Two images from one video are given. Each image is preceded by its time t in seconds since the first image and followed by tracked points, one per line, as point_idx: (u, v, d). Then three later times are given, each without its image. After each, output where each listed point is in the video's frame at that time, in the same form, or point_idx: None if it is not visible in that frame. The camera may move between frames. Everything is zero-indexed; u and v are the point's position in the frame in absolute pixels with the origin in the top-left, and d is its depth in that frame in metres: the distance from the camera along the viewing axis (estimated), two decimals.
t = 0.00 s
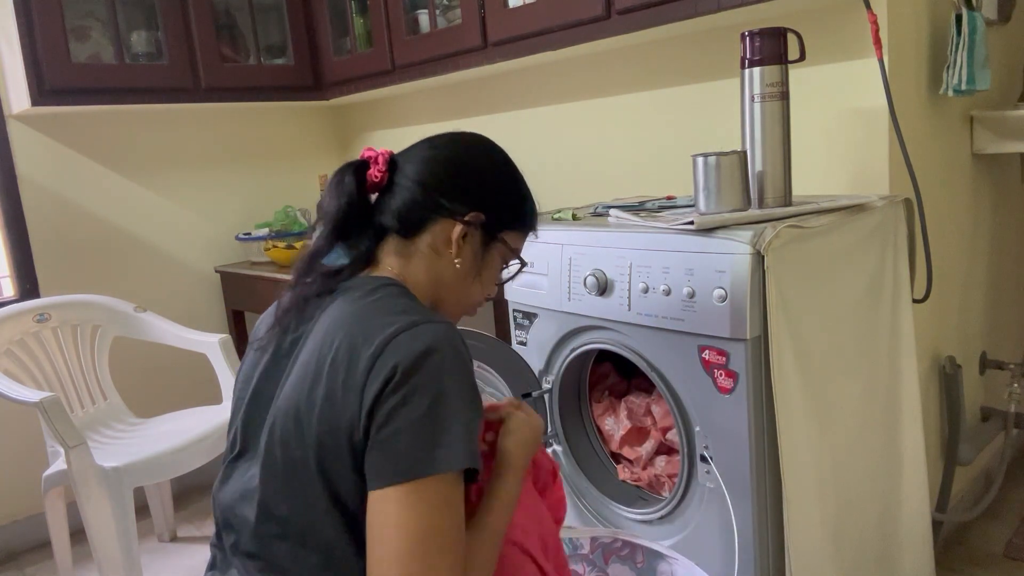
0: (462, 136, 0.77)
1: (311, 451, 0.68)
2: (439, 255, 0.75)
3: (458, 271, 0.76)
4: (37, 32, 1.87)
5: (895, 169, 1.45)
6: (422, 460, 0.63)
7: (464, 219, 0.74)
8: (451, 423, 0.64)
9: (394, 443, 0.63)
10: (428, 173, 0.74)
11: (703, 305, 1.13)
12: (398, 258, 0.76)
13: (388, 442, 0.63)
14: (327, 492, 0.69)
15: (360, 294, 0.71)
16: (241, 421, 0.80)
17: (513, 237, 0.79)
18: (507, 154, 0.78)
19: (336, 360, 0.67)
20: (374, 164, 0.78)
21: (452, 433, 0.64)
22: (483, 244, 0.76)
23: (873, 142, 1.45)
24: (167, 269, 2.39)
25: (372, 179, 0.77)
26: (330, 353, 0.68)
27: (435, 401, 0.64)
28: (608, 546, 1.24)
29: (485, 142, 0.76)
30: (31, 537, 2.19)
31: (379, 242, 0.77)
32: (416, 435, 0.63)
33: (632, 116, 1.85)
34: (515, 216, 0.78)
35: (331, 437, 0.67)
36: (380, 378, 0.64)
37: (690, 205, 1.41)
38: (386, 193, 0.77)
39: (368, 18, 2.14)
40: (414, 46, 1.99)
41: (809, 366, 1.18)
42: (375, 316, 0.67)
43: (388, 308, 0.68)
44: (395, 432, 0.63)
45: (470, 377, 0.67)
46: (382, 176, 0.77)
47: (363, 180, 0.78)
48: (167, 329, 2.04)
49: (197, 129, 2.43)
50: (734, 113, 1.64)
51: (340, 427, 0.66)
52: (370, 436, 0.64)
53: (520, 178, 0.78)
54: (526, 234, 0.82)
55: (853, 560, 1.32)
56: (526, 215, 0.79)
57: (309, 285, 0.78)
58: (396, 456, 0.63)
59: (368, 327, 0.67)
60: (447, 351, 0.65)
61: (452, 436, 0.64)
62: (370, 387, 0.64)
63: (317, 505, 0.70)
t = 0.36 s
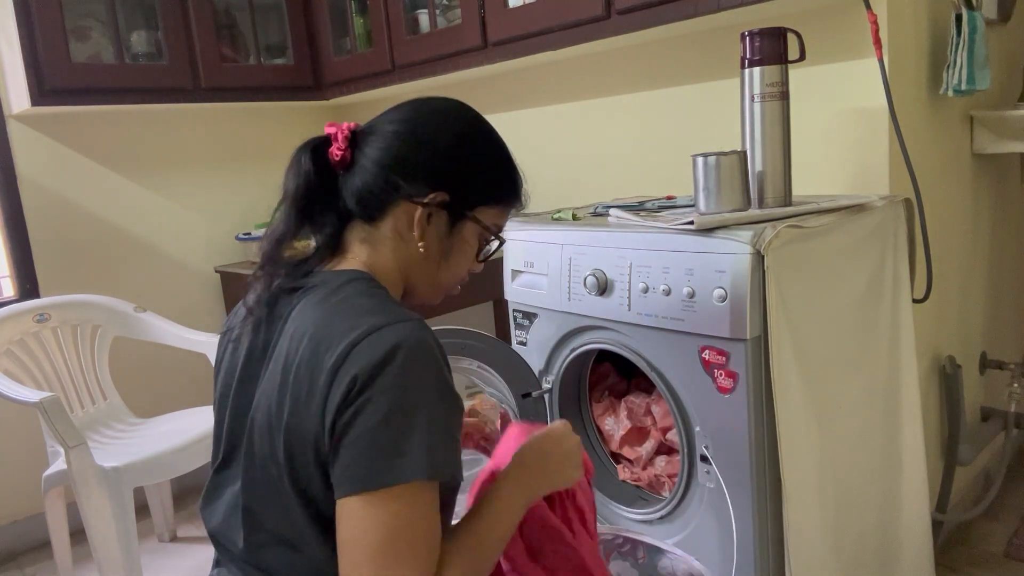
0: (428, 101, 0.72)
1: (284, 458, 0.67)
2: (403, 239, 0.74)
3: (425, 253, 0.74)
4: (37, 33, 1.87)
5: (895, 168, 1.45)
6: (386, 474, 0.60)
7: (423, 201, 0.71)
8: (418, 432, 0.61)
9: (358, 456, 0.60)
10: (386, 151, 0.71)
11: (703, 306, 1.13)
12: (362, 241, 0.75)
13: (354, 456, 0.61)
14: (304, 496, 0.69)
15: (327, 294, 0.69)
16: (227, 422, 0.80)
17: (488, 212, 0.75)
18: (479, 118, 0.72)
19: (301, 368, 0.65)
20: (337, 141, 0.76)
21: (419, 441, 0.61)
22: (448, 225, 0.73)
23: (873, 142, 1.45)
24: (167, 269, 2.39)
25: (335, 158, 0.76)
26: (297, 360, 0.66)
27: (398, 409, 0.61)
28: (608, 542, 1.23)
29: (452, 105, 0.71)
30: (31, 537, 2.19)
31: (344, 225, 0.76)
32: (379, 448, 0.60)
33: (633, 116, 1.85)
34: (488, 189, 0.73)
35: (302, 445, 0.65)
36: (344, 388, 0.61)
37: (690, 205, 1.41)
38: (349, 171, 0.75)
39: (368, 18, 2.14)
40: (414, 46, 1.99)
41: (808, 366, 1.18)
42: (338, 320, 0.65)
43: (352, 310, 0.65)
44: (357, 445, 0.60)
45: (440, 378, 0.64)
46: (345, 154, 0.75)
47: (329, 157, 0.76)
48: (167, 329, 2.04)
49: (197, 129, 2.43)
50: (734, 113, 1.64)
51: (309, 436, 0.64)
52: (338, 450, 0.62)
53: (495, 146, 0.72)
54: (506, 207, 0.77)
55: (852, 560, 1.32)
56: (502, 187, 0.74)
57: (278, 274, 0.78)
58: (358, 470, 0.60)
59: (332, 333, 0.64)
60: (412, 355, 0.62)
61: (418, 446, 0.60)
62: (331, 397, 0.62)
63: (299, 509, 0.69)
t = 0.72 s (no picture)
0: (423, 97, 0.71)
1: (277, 463, 0.67)
2: (396, 237, 0.73)
3: (419, 250, 0.74)
4: (37, 32, 1.87)
5: (895, 169, 1.45)
6: (378, 481, 0.59)
7: (416, 198, 0.71)
8: (412, 439, 0.61)
9: (350, 462, 0.60)
10: (380, 149, 0.70)
11: (703, 305, 1.13)
12: (355, 239, 0.75)
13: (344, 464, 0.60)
14: (296, 502, 0.68)
15: (320, 298, 0.69)
16: (222, 426, 0.80)
17: (483, 208, 0.75)
18: (475, 113, 0.72)
19: (294, 373, 0.65)
20: (331, 137, 0.76)
21: (412, 448, 0.60)
22: (442, 222, 0.73)
23: (873, 142, 1.45)
24: (167, 269, 2.39)
25: (329, 154, 0.76)
26: (290, 365, 0.66)
27: (390, 416, 0.60)
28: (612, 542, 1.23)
29: (447, 100, 0.71)
30: (31, 537, 2.19)
31: (337, 223, 0.76)
32: (370, 455, 0.60)
33: (633, 116, 1.85)
34: (483, 185, 0.73)
35: (295, 451, 0.65)
36: (335, 396, 0.61)
37: (690, 204, 1.41)
38: (343, 168, 0.75)
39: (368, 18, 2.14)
40: (414, 46, 1.98)
41: (808, 366, 1.18)
42: (331, 325, 0.65)
43: (346, 315, 0.65)
44: (348, 451, 0.60)
45: (434, 385, 0.63)
46: (339, 150, 0.75)
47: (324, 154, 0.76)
48: (168, 329, 2.04)
49: (198, 129, 2.43)
50: (734, 113, 1.64)
51: (302, 441, 0.64)
52: (329, 458, 0.62)
53: (490, 141, 0.72)
54: (502, 203, 0.77)
55: (852, 560, 1.33)
56: (498, 182, 0.74)
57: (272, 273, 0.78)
58: (349, 476, 0.60)
59: (324, 338, 0.64)
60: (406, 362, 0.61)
61: (411, 453, 0.60)
62: (324, 403, 0.61)
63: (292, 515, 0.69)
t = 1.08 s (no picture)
0: (433, 97, 0.71)
1: (280, 466, 0.67)
2: (402, 240, 0.74)
3: (425, 254, 0.75)
4: (37, 33, 1.87)
5: (895, 169, 1.45)
6: (376, 489, 0.59)
7: (423, 202, 0.71)
8: (413, 447, 0.60)
9: (349, 469, 0.59)
10: (388, 152, 0.70)
11: (703, 305, 1.13)
12: (362, 241, 0.75)
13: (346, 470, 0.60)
14: (299, 506, 0.68)
15: (324, 302, 0.69)
16: (227, 428, 0.80)
17: (492, 213, 0.75)
18: (486, 114, 0.71)
19: (298, 378, 0.65)
20: (340, 137, 0.76)
21: (412, 456, 0.60)
22: (449, 226, 0.73)
23: (873, 142, 1.45)
24: (167, 269, 2.39)
25: (337, 154, 0.76)
26: (294, 369, 0.66)
27: (391, 423, 0.60)
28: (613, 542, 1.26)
29: (457, 101, 0.70)
30: (31, 537, 2.19)
31: (343, 224, 0.76)
32: (369, 462, 0.59)
33: (633, 116, 1.85)
34: (493, 189, 0.72)
35: (298, 455, 0.65)
36: (337, 402, 0.61)
37: (690, 204, 1.41)
38: (352, 169, 0.75)
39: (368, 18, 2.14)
40: (414, 46, 1.98)
41: (809, 367, 1.18)
42: (335, 330, 0.65)
43: (349, 320, 0.65)
44: (348, 458, 0.60)
45: (437, 391, 0.63)
46: (348, 150, 0.75)
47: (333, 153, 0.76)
48: (167, 329, 2.04)
49: (198, 129, 2.43)
50: (734, 113, 1.64)
51: (305, 446, 0.64)
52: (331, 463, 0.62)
53: (500, 144, 0.71)
54: (512, 207, 0.77)
55: (852, 561, 1.33)
56: (507, 186, 0.73)
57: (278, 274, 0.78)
58: (348, 483, 0.59)
59: (328, 343, 0.64)
60: (408, 368, 0.61)
61: (411, 460, 0.60)
62: (326, 409, 0.62)
63: (295, 518, 0.69)
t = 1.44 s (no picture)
0: (432, 98, 0.70)
1: (280, 473, 0.67)
2: (395, 243, 0.74)
3: (421, 257, 0.75)
4: (37, 34, 1.88)
5: (895, 169, 1.45)
6: (384, 501, 0.60)
7: (416, 206, 0.71)
8: (419, 458, 0.61)
9: (357, 482, 0.60)
10: (385, 155, 0.70)
11: (703, 305, 1.13)
12: (356, 242, 0.75)
13: (348, 479, 0.61)
14: (296, 510, 0.68)
15: (322, 309, 0.68)
16: (223, 429, 0.80)
17: (488, 218, 0.75)
18: (485, 116, 0.71)
19: (297, 388, 0.65)
20: (336, 136, 0.75)
21: (417, 467, 0.61)
22: (443, 230, 0.73)
23: (873, 141, 1.45)
24: (167, 269, 2.39)
25: (334, 152, 0.76)
26: (293, 379, 0.66)
27: (396, 435, 0.61)
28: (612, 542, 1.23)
29: (456, 103, 0.70)
30: (31, 537, 2.20)
31: (340, 224, 0.76)
32: (377, 476, 0.60)
33: (633, 116, 1.85)
34: (490, 193, 0.72)
35: (299, 463, 0.65)
36: (339, 413, 0.61)
37: (690, 205, 1.41)
38: (348, 169, 0.75)
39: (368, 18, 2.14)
40: (414, 46, 1.98)
41: (808, 366, 1.18)
42: (333, 340, 0.64)
43: (347, 329, 0.64)
44: (354, 471, 0.60)
45: (439, 399, 0.63)
46: (345, 150, 0.75)
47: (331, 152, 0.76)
48: (167, 329, 2.04)
49: (198, 129, 2.43)
50: (734, 113, 1.64)
51: (305, 456, 0.64)
52: (333, 472, 0.62)
53: (499, 147, 0.71)
54: (511, 212, 0.76)
55: (853, 561, 1.33)
56: (506, 191, 0.73)
57: (275, 274, 0.78)
58: (356, 496, 0.61)
59: (327, 354, 0.64)
60: (410, 380, 0.61)
61: (417, 471, 0.61)
62: (327, 422, 0.61)
63: (291, 523, 0.69)
